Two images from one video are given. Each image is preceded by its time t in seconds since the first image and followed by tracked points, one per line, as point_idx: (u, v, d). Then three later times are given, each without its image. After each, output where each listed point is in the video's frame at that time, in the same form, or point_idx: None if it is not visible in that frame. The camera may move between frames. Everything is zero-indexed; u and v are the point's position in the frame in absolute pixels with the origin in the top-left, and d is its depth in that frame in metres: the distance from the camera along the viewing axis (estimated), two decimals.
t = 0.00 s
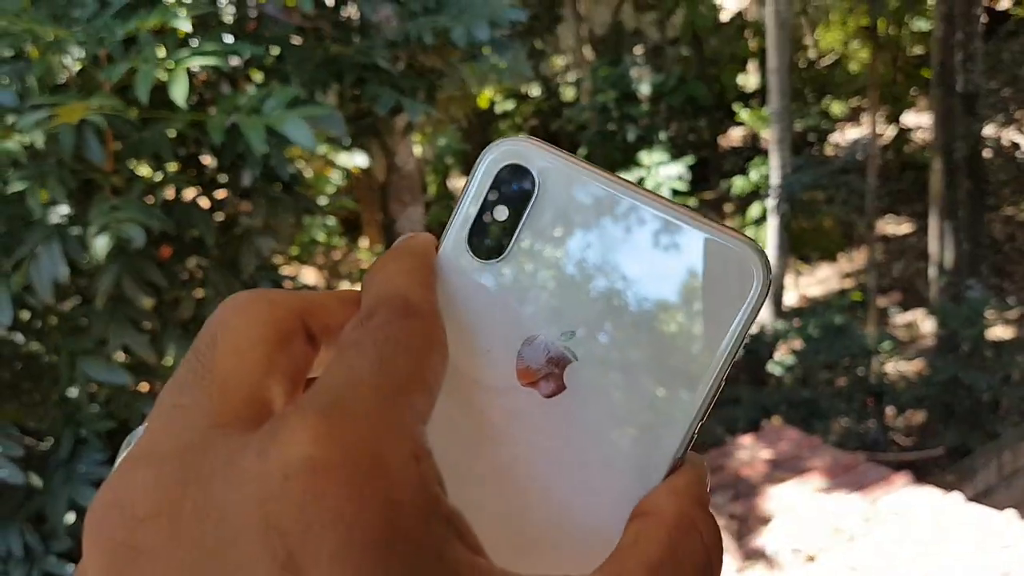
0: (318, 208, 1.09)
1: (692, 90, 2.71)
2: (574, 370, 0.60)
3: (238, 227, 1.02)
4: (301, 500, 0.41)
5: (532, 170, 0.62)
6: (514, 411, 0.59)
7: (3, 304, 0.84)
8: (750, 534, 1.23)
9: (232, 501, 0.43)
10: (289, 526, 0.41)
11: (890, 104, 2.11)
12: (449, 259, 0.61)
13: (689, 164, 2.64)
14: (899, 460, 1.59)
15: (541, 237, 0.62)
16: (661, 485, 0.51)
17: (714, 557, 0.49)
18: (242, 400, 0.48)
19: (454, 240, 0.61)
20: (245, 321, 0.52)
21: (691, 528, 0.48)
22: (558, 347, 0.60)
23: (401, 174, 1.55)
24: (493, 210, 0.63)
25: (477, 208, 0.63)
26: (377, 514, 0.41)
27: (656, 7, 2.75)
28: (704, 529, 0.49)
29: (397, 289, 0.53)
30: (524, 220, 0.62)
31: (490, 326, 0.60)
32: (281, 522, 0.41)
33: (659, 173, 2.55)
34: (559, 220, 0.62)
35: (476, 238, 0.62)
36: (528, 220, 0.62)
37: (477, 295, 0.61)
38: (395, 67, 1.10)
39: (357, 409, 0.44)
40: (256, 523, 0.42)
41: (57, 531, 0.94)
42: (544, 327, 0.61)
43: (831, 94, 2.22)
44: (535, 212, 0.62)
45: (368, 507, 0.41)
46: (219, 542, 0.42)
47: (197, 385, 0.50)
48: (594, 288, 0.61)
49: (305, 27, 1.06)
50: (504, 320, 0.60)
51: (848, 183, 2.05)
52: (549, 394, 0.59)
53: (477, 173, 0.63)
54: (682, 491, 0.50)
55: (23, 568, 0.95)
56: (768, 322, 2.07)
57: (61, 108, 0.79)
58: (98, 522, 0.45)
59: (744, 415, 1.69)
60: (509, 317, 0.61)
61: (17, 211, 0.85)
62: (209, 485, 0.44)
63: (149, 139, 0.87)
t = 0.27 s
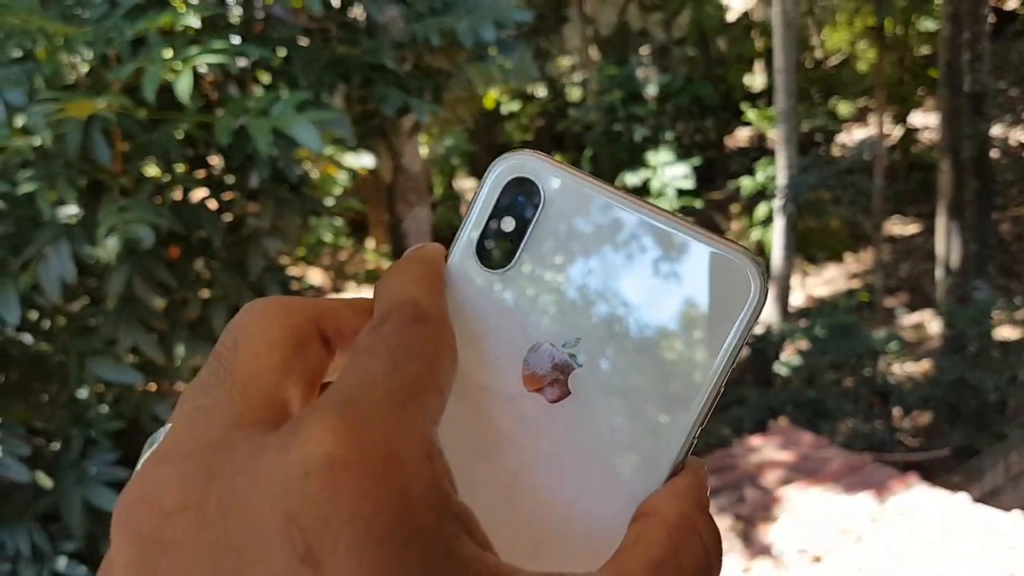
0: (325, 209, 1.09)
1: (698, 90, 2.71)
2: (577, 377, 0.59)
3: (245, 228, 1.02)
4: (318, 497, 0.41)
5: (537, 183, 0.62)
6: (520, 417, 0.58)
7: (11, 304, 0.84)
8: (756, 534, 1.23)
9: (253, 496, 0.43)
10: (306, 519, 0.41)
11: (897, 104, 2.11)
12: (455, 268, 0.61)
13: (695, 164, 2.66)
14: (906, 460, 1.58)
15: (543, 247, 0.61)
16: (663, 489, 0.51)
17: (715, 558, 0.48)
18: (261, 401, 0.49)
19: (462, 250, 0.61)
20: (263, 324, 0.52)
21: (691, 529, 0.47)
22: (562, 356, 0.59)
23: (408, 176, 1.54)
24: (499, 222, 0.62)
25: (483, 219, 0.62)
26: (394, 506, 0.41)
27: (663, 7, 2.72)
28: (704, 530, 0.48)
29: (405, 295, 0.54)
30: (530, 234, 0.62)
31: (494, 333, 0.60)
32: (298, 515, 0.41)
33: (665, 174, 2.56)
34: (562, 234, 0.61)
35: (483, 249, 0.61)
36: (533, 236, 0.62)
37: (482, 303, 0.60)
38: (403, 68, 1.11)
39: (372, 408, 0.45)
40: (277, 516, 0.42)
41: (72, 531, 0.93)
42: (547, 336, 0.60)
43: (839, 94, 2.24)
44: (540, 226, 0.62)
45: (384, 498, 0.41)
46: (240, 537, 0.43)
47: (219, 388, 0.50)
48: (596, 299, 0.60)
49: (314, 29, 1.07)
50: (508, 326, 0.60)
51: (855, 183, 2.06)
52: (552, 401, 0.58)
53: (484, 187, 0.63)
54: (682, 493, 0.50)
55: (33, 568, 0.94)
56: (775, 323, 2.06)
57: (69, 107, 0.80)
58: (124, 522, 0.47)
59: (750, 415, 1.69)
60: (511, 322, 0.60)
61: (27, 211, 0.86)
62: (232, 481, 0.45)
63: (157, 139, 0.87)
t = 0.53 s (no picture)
0: (327, 211, 1.09)
1: (699, 92, 2.72)
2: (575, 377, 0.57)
3: (246, 230, 1.02)
4: (305, 496, 0.41)
5: (537, 184, 0.61)
6: (518, 418, 0.55)
7: (12, 305, 0.84)
8: (757, 537, 1.22)
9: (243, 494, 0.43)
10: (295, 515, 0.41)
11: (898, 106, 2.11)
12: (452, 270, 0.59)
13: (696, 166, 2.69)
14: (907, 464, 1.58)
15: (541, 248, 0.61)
16: (661, 489, 0.50)
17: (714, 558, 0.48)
18: (251, 401, 0.49)
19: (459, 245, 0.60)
20: (255, 326, 0.52)
21: (687, 529, 0.47)
22: (558, 355, 0.58)
23: (409, 178, 1.54)
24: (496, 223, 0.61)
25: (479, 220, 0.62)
26: (382, 503, 0.41)
27: (664, 10, 2.69)
28: (701, 529, 0.48)
29: (400, 296, 0.53)
30: (528, 227, 0.61)
31: (491, 329, 0.57)
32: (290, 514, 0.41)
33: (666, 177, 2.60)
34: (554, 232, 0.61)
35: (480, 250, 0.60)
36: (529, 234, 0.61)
37: (477, 299, 0.58)
38: (404, 70, 1.11)
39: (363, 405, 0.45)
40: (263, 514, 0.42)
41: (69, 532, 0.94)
42: (544, 335, 0.58)
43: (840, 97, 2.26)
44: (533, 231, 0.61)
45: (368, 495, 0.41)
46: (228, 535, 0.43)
47: (211, 389, 0.51)
48: (594, 301, 0.59)
49: (316, 31, 1.07)
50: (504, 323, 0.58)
51: (855, 186, 2.07)
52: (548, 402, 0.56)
53: (478, 191, 0.62)
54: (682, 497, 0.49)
55: (32, 569, 0.94)
56: (776, 326, 2.06)
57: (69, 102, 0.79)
58: (110, 521, 0.47)
59: (751, 418, 1.69)
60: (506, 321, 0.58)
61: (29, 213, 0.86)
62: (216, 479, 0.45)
63: (159, 140, 0.87)
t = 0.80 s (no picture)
0: (326, 211, 1.09)
1: (699, 92, 2.76)
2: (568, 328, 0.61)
3: (246, 229, 1.02)
4: (166, 439, 0.49)
5: (507, 136, 0.64)
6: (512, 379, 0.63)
7: (12, 303, 0.85)
8: (757, 536, 1.22)
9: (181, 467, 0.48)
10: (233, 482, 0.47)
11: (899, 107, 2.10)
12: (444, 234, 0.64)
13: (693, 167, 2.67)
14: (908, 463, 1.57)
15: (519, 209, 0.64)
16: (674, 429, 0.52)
17: (720, 510, 0.51)
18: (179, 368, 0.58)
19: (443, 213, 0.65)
20: (218, 309, 0.63)
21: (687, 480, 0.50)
22: (551, 306, 0.62)
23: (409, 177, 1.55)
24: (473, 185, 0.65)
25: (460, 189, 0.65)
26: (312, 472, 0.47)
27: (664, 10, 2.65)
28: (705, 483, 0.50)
29: (376, 266, 0.60)
30: (500, 192, 0.65)
31: (479, 295, 0.64)
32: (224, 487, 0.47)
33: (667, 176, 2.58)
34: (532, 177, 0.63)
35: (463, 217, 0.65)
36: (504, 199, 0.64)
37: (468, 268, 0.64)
38: (405, 70, 1.11)
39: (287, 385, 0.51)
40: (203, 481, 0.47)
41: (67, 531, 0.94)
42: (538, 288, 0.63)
43: (840, 96, 2.27)
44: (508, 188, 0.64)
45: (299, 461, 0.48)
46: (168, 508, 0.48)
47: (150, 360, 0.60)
48: (581, 246, 0.61)
49: (316, 30, 1.08)
50: (497, 291, 0.64)
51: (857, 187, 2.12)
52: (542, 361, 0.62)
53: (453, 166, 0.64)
54: (690, 445, 0.51)
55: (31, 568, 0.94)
56: (776, 326, 2.06)
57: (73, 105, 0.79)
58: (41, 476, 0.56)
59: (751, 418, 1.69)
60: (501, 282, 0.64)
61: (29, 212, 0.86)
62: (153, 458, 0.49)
63: (161, 138, 0.87)
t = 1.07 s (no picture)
0: (330, 204, 1.09)
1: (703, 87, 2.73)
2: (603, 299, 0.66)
3: (250, 222, 1.02)
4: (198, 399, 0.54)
5: (545, 107, 0.69)
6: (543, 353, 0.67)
7: (17, 295, 0.86)
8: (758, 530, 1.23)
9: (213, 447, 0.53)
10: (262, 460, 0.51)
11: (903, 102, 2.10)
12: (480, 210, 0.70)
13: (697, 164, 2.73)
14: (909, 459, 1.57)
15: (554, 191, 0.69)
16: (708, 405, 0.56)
17: (760, 485, 0.54)
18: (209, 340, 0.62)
19: (479, 190, 0.70)
20: (249, 277, 0.67)
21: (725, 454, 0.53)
22: (585, 280, 0.67)
23: (412, 170, 1.56)
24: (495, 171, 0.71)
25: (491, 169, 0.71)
26: (346, 444, 0.52)
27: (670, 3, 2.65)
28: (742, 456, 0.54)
29: (409, 239, 0.67)
30: (535, 167, 0.69)
31: (507, 272, 0.69)
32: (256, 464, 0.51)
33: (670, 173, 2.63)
34: (570, 152, 0.68)
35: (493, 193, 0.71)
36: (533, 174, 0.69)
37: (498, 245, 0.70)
38: (408, 63, 1.11)
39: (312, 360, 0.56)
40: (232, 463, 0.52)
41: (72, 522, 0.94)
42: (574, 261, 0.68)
43: (844, 92, 2.22)
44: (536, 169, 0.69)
45: (332, 428, 0.53)
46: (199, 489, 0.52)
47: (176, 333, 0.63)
48: (633, 224, 0.65)
49: (320, 23, 1.08)
50: (527, 266, 0.69)
51: (861, 182, 2.17)
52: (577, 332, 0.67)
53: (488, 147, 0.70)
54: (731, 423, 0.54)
55: (37, 558, 0.94)
56: (779, 321, 2.06)
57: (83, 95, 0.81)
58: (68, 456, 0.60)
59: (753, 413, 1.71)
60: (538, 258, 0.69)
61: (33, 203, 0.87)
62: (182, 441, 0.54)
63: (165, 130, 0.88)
